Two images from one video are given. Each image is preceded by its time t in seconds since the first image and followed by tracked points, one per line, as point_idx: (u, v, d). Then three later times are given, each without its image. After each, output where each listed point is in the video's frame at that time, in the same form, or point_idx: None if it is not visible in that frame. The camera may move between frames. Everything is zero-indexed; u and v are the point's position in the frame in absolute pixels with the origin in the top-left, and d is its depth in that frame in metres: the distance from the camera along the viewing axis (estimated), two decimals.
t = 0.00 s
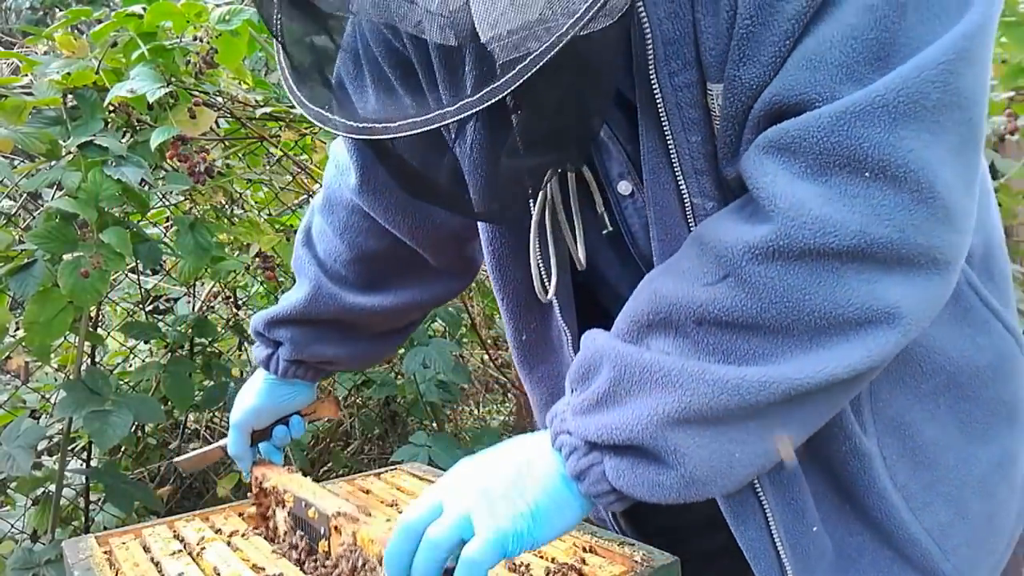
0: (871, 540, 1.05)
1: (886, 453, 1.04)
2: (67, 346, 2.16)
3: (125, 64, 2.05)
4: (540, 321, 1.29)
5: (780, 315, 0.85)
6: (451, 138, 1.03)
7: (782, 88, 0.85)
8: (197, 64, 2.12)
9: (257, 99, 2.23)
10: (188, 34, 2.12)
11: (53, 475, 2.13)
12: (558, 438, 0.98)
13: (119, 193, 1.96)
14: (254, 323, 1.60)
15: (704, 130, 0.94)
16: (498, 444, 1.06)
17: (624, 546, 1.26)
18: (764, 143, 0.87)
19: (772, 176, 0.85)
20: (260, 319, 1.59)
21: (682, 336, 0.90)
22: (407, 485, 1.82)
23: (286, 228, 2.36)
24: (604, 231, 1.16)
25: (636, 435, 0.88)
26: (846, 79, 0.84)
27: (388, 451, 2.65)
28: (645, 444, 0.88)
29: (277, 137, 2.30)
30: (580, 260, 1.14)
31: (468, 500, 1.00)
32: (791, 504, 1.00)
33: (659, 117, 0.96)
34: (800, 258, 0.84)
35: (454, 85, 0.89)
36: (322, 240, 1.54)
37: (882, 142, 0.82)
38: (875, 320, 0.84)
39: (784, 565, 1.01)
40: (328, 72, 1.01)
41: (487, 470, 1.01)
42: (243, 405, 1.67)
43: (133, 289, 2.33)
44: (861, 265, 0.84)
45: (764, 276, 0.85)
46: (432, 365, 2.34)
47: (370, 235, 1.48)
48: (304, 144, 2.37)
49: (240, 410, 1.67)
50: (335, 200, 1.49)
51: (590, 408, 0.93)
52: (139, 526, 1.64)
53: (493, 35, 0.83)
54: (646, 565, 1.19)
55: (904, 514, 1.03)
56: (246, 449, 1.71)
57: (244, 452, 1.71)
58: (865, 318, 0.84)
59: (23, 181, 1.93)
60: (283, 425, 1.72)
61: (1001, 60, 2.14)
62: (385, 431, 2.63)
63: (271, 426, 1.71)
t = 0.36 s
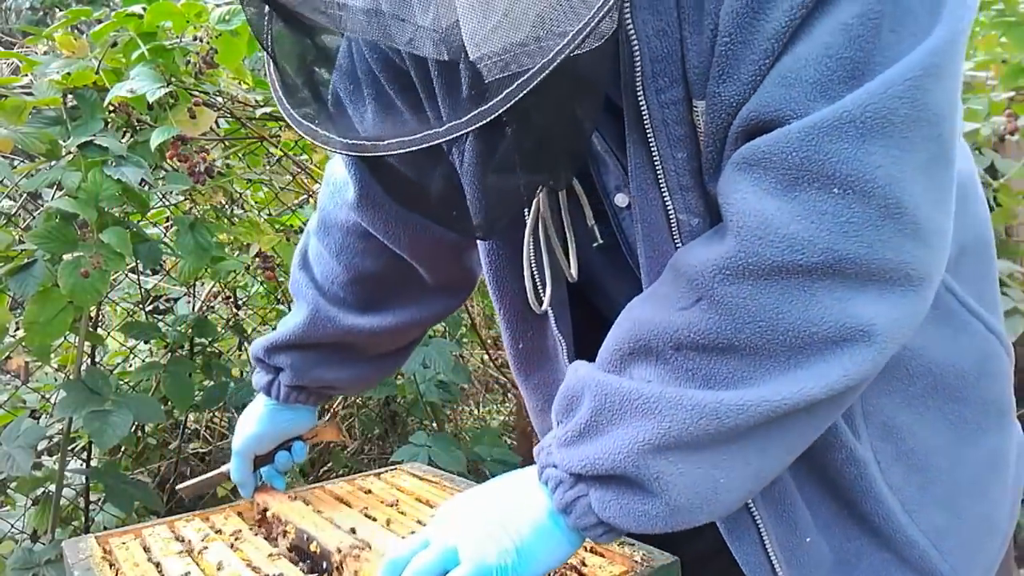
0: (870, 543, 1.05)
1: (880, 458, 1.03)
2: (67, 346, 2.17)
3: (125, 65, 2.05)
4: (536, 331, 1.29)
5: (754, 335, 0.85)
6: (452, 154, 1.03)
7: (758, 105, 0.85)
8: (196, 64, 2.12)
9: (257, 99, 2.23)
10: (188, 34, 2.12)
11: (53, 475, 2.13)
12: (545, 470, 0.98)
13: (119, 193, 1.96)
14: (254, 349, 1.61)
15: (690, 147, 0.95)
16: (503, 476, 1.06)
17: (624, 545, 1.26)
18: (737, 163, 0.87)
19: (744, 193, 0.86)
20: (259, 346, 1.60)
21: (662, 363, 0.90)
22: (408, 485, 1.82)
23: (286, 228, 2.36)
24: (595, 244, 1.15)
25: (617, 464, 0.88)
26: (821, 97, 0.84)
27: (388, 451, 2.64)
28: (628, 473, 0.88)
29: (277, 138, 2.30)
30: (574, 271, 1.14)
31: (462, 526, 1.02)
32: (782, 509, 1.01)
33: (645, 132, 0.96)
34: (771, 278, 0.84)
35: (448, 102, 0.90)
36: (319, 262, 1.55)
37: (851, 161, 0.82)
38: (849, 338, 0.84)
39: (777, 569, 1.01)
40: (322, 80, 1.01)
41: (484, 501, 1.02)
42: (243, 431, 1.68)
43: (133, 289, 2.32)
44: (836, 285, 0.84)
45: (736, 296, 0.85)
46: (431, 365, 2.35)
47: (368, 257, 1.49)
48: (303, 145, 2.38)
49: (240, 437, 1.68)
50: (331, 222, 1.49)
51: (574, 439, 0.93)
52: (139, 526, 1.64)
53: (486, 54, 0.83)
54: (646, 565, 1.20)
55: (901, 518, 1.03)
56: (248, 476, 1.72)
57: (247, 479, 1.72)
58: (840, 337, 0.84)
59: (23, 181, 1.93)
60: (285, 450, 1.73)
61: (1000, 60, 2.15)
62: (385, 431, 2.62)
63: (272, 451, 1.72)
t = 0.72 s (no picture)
0: (867, 543, 1.05)
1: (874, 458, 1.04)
2: (67, 346, 2.17)
3: (125, 65, 2.05)
4: (533, 331, 1.29)
5: (732, 331, 0.85)
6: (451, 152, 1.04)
7: (742, 108, 0.85)
8: (196, 64, 2.12)
9: (257, 99, 2.25)
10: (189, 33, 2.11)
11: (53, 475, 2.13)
12: (530, 472, 0.98)
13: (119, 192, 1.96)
14: (250, 359, 1.61)
15: (680, 151, 0.95)
16: (495, 483, 1.06)
17: (624, 545, 1.27)
18: (716, 161, 0.88)
19: (723, 190, 0.86)
20: (256, 356, 1.60)
21: (647, 363, 0.91)
22: (408, 484, 1.82)
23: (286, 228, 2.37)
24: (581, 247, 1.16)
25: (598, 461, 0.88)
26: (801, 95, 0.84)
27: (388, 451, 2.64)
28: (609, 471, 0.88)
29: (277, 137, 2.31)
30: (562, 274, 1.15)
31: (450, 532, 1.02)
32: (779, 510, 1.01)
33: (636, 136, 0.96)
34: (748, 274, 0.84)
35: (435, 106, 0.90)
36: (315, 273, 1.55)
37: (827, 156, 0.82)
38: (829, 334, 0.83)
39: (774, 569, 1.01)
40: (318, 83, 1.01)
41: (473, 508, 1.02)
42: (240, 441, 1.69)
43: (133, 289, 2.32)
44: (815, 280, 0.84)
45: (713, 291, 0.86)
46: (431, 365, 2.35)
47: (364, 267, 1.49)
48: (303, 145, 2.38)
49: (237, 448, 1.69)
50: (327, 232, 1.50)
51: (558, 439, 0.93)
52: (139, 526, 1.64)
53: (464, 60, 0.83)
54: (646, 565, 1.20)
55: (898, 517, 1.04)
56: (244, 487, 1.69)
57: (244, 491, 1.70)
58: (819, 332, 0.83)
59: (23, 181, 1.93)
60: (279, 462, 1.75)
61: (1000, 60, 2.15)
62: (385, 431, 2.62)
63: (268, 461, 1.73)
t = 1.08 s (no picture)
0: (864, 543, 1.05)
1: (870, 459, 1.04)
2: (67, 346, 2.17)
3: (125, 65, 2.05)
4: (527, 331, 1.29)
5: (724, 335, 0.85)
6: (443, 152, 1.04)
7: (732, 113, 0.85)
8: (196, 64, 2.12)
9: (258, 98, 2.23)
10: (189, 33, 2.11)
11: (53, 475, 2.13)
12: (529, 478, 0.97)
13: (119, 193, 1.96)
14: (252, 364, 1.61)
15: (673, 155, 0.95)
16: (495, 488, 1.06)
17: (623, 545, 1.27)
18: (706, 164, 0.88)
19: (713, 195, 0.86)
20: (257, 362, 1.60)
21: (642, 368, 0.91)
22: (408, 485, 1.82)
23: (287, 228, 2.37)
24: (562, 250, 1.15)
25: (595, 467, 0.88)
26: (791, 99, 0.84)
27: (388, 451, 2.64)
28: (605, 477, 0.87)
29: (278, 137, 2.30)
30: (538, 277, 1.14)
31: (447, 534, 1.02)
32: (776, 512, 1.01)
33: (629, 140, 0.96)
34: (740, 278, 0.84)
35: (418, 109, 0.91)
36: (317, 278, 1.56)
37: (816, 158, 0.82)
38: (822, 337, 0.83)
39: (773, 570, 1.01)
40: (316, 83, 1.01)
41: (471, 512, 1.02)
42: (241, 446, 1.69)
43: (133, 289, 2.32)
44: (807, 283, 0.84)
45: (704, 295, 0.85)
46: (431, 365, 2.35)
47: (367, 270, 1.49)
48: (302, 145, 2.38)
49: (239, 451, 1.69)
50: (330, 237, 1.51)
51: (555, 447, 0.93)
52: (138, 526, 1.64)
53: (445, 66, 0.84)
54: (646, 565, 1.20)
55: (894, 517, 1.04)
56: (243, 491, 1.68)
57: (243, 494, 1.69)
58: (812, 335, 0.83)
59: (23, 181, 1.93)
60: (279, 467, 1.75)
61: (1000, 60, 2.15)
62: (385, 431, 2.62)
63: (268, 466, 1.73)
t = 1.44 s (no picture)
0: (859, 543, 1.05)
1: (865, 459, 1.04)
2: (67, 346, 2.17)
3: (125, 65, 2.05)
4: (522, 331, 1.29)
5: (721, 337, 0.85)
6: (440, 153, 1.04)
7: (726, 114, 0.85)
8: (196, 64, 2.12)
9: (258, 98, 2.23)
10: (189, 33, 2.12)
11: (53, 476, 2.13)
12: (528, 479, 0.96)
13: (119, 193, 1.96)
14: (256, 366, 1.61)
15: (666, 157, 0.95)
16: (494, 488, 1.06)
17: (623, 545, 1.27)
18: (702, 167, 0.87)
19: (710, 197, 0.86)
20: (262, 363, 1.60)
21: (640, 370, 0.91)
22: (407, 484, 1.82)
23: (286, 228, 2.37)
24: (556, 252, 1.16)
25: (594, 469, 0.87)
26: (786, 102, 0.84)
27: (388, 451, 2.64)
28: (605, 478, 0.87)
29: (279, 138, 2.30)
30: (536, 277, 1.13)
31: (445, 533, 1.02)
32: (773, 513, 1.01)
33: (622, 142, 0.96)
34: (737, 280, 0.84)
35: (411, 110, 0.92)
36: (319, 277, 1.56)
37: (811, 160, 0.82)
38: (820, 338, 0.84)
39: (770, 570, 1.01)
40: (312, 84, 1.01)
41: (470, 512, 1.02)
42: (245, 448, 1.69)
43: (133, 289, 2.32)
44: (804, 284, 0.84)
45: (701, 297, 0.85)
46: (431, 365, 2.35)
47: (370, 269, 1.49)
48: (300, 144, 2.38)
49: (243, 454, 1.69)
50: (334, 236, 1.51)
51: (555, 448, 0.93)
52: (138, 526, 1.64)
53: (434, 69, 0.85)
54: (645, 565, 1.20)
55: (889, 517, 1.04)
56: (248, 494, 1.68)
57: (248, 496, 1.69)
58: (810, 336, 0.83)
59: (23, 181, 1.93)
60: (281, 468, 1.75)
61: (1000, 60, 2.14)
62: (385, 431, 2.62)
63: (271, 468, 1.73)
